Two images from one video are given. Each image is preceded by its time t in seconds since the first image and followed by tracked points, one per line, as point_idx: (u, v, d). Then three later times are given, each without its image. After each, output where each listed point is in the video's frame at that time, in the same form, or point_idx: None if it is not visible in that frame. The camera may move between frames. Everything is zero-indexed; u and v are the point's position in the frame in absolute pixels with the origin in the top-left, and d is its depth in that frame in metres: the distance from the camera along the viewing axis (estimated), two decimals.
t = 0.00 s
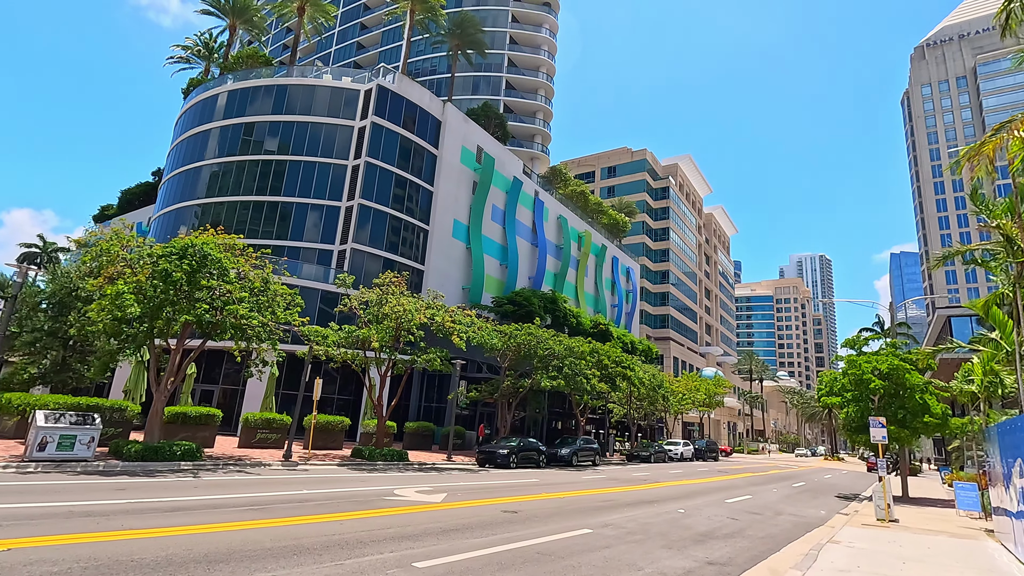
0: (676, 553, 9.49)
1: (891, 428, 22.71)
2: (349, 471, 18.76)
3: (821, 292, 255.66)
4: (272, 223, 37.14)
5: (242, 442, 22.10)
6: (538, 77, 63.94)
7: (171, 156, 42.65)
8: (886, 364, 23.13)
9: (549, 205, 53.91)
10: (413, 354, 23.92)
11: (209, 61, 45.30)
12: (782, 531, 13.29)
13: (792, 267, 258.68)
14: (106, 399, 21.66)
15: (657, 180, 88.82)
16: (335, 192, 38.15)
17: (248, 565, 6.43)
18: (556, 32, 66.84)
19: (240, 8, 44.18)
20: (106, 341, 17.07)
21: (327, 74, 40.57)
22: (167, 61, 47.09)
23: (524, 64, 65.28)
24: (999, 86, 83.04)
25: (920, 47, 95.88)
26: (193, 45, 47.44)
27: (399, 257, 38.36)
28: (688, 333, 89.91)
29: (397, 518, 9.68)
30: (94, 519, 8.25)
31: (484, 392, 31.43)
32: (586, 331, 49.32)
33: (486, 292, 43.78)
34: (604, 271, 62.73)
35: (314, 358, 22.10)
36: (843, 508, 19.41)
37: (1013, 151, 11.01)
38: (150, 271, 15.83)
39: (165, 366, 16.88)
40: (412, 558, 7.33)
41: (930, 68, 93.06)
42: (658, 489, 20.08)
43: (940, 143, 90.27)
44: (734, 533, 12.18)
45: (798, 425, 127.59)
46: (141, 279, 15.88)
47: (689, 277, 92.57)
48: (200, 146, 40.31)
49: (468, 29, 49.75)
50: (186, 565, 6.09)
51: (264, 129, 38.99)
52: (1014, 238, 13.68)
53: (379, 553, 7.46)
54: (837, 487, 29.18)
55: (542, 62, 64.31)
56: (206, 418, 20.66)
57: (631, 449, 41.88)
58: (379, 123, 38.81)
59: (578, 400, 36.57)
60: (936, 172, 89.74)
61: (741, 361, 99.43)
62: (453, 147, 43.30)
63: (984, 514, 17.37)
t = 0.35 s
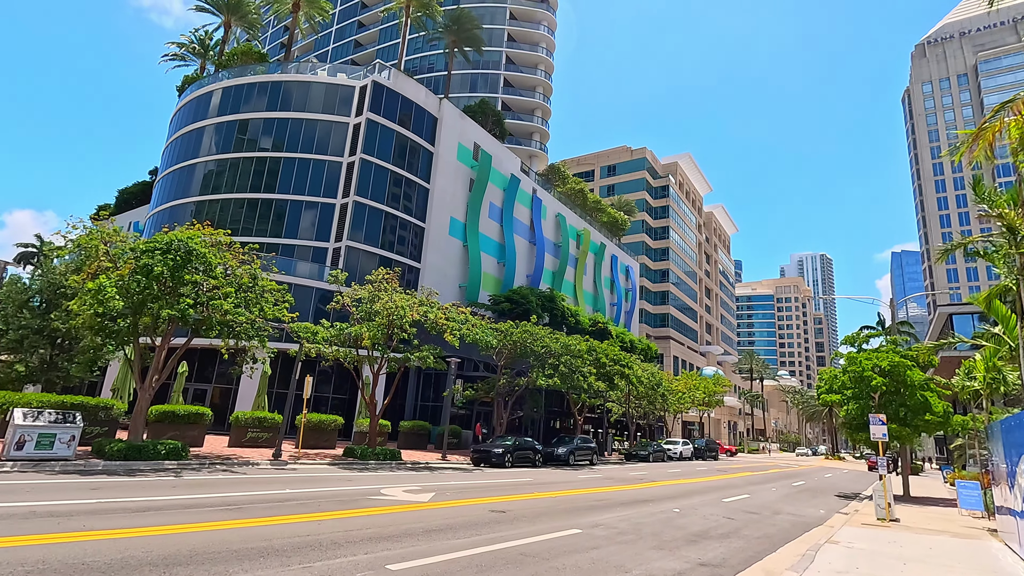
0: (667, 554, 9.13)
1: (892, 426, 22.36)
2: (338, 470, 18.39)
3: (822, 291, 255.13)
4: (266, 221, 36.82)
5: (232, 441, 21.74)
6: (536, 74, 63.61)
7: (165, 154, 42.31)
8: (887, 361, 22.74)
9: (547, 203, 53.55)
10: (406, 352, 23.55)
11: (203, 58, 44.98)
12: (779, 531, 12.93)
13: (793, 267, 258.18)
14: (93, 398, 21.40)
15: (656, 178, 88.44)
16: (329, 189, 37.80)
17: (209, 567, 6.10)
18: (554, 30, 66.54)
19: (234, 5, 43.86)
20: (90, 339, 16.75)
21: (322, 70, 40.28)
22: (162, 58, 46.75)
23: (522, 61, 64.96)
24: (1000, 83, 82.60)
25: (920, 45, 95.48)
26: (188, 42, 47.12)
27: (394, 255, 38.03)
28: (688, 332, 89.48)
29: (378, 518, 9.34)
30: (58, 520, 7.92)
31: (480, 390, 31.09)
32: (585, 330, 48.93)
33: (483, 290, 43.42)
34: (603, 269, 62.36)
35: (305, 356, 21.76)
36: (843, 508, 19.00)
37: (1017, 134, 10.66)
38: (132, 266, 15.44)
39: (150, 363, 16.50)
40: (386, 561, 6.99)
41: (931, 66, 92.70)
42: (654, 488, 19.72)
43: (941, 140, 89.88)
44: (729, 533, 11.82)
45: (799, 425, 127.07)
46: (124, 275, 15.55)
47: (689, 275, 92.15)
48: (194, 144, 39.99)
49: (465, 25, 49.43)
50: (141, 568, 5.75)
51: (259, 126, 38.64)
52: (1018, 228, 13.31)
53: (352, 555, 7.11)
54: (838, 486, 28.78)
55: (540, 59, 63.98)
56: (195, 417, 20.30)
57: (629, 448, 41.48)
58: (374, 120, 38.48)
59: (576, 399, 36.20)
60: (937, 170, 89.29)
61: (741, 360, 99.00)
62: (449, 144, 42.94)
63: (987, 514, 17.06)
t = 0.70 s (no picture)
0: (662, 558, 8.76)
1: (896, 425, 21.99)
2: (330, 471, 18.06)
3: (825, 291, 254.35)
4: (262, 220, 36.56)
5: (225, 442, 21.45)
6: (536, 72, 63.29)
7: (161, 153, 42.04)
8: (890, 358, 22.33)
9: (547, 202, 53.19)
10: (401, 351, 23.21)
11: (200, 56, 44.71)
12: (780, 534, 12.55)
13: (796, 267, 257.37)
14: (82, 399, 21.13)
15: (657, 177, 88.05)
16: (326, 187, 37.53)
17: (171, 575, 5.74)
18: (554, 28, 66.24)
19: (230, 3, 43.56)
20: (76, 339, 16.44)
21: (319, 68, 40.03)
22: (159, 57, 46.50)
23: (521, 60, 64.65)
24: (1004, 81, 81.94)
25: (923, 43, 94.90)
26: (185, 41, 46.86)
27: (392, 254, 37.73)
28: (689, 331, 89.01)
29: (362, 521, 8.97)
30: (23, 523, 7.56)
31: (478, 390, 30.75)
32: (584, 329, 48.55)
33: (481, 289, 43.11)
34: (603, 268, 61.97)
35: (298, 355, 21.47)
36: (846, 509, 18.61)
37: None
38: (117, 263, 15.12)
39: (136, 362, 16.20)
40: (363, 567, 6.62)
41: (933, 63, 92.16)
42: (654, 489, 19.37)
43: (944, 139, 89.30)
44: (729, 536, 11.43)
45: (801, 425, 126.50)
46: (109, 272, 15.24)
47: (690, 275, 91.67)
48: (190, 143, 39.71)
49: (463, 22, 49.15)
50: None
51: (255, 125, 38.39)
52: None
53: (328, 561, 6.74)
54: (840, 487, 28.40)
55: (539, 57, 63.68)
56: (186, 417, 20.01)
57: (630, 449, 41.09)
58: (371, 118, 38.17)
59: (575, 399, 35.83)
60: (940, 168, 88.69)
61: (743, 360, 98.51)
62: (447, 142, 42.63)
63: (993, 515, 16.74)
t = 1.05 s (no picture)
0: (658, 563, 8.38)
1: (901, 424, 21.54)
2: (323, 471, 17.68)
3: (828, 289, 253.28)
4: (259, 218, 36.26)
5: (218, 442, 21.10)
6: (536, 70, 62.92)
7: (158, 151, 41.76)
8: (894, 356, 21.90)
9: (547, 200, 52.81)
10: (397, 349, 22.80)
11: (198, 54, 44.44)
12: (782, 536, 12.15)
13: (799, 266, 256.41)
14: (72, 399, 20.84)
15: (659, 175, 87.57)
16: (323, 185, 37.22)
17: None
18: (554, 26, 65.84)
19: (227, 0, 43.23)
20: (61, 338, 16.15)
21: (315, 65, 39.68)
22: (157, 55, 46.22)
23: (521, 57, 64.28)
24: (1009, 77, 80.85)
25: (926, 39, 94.17)
26: (183, 39, 46.58)
27: (389, 252, 37.37)
28: (692, 330, 88.53)
29: (346, 524, 8.60)
30: None
31: (476, 390, 30.37)
32: (585, 328, 48.15)
33: (480, 288, 42.77)
34: (604, 267, 61.56)
35: (291, 354, 21.10)
36: (850, 510, 18.21)
37: None
38: (102, 259, 14.84)
39: (123, 360, 15.90)
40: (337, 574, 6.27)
41: (937, 60, 91.49)
42: (653, 489, 19.00)
43: (948, 136, 88.61)
44: (728, 538, 11.06)
45: (805, 424, 125.81)
46: (94, 270, 14.90)
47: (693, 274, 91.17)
48: (187, 141, 39.41)
49: (461, 19, 48.79)
50: None
51: (252, 123, 38.14)
52: None
53: (301, 567, 6.38)
54: (844, 486, 27.97)
55: (539, 55, 63.31)
56: (178, 417, 19.66)
57: (630, 448, 40.69)
58: (368, 115, 37.84)
59: (574, 398, 35.45)
60: (943, 165, 87.97)
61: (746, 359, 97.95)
62: (446, 139, 42.26)
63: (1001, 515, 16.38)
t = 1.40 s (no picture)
0: (647, 564, 8.08)
1: (902, 423, 21.20)
2: (314, 471, 17.34)
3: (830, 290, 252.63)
4: (255, 216, 36.00)
5: (209, 441, 20.79)
6: (536, 68, 62.64)
7: (154, 150, 41.54)
8: (895, 354, 21.56)
9: (546, 198, 52.48)
10: (390, 347, 22.46)
11: (194, 52, 44.19)
12: (779, 537, 11.81)
13: (801, 266, 255.90)
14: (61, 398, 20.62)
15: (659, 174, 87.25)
16: (319, 183, 36.96)
17: None
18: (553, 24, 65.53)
19: None
20: (46, 334, 15.92)
21: (312, 62, 39.39)
22: (154, 53, 45.95)
23: (520, 55, 64.01)
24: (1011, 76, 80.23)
25: (928, 38, 93.69)
26: (180, 37, 46.33)
27: (386, 251, 37.06)
28: (693, 330, 88.12)
29: (324, 524, 8.30)
30: None
31: (473, 389, 30.08)
32: (584, 327, 47.79)
33: (478, 286, 42.45)
34: (604, 266, 61.22)
35: (282, 352, 20.79)
36: (850, 510, 17.87)
37: None
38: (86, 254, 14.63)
39: (108, 358, 15.64)
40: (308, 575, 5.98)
41: (938, 59, 91.10)
42: (650, 489, 18.67)
43: (950, 135, 88.22)
44: (722, 539, 10.74)
45: (806, 424, 125.27)
46: (77, 265, 14.72)
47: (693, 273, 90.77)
48: (183, 139, 39.19)
49: (459, 16, 48.69)
50: None
51: (248, 120, 37.89)
52: None
53: (270, 569, 6.08)
54: (844, 486, 27.62)
55: (538, 53, 63.05)
56: (168, 416, 19.37)
57: (630, 448, 40.37)
58: (365, 112, 37.57)
59: (573, 397, 35.15)
60: (945, 164, 87.54)
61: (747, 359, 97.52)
62: (443, 137, 41.93)
63: (1005, 516, 15.99)
